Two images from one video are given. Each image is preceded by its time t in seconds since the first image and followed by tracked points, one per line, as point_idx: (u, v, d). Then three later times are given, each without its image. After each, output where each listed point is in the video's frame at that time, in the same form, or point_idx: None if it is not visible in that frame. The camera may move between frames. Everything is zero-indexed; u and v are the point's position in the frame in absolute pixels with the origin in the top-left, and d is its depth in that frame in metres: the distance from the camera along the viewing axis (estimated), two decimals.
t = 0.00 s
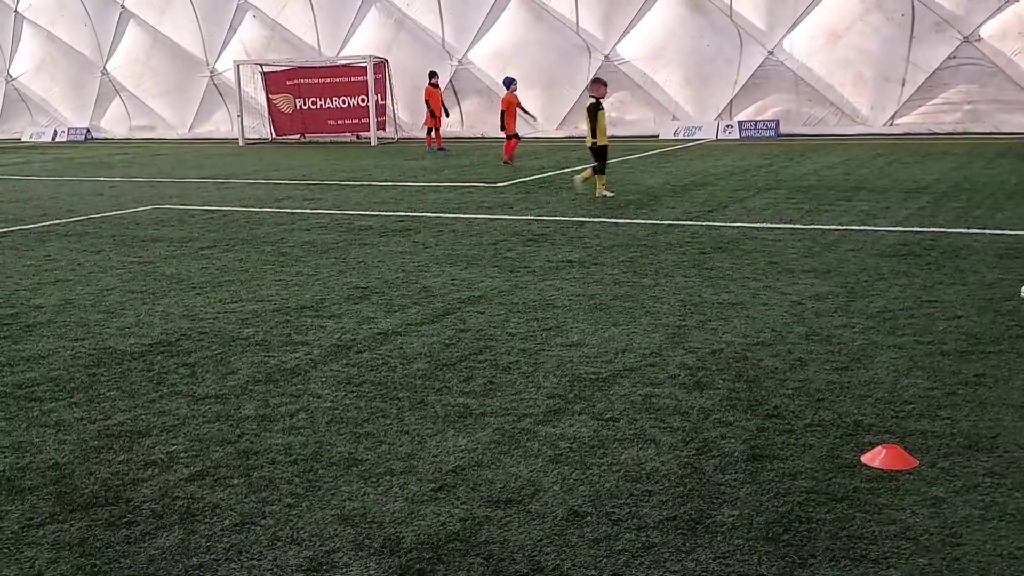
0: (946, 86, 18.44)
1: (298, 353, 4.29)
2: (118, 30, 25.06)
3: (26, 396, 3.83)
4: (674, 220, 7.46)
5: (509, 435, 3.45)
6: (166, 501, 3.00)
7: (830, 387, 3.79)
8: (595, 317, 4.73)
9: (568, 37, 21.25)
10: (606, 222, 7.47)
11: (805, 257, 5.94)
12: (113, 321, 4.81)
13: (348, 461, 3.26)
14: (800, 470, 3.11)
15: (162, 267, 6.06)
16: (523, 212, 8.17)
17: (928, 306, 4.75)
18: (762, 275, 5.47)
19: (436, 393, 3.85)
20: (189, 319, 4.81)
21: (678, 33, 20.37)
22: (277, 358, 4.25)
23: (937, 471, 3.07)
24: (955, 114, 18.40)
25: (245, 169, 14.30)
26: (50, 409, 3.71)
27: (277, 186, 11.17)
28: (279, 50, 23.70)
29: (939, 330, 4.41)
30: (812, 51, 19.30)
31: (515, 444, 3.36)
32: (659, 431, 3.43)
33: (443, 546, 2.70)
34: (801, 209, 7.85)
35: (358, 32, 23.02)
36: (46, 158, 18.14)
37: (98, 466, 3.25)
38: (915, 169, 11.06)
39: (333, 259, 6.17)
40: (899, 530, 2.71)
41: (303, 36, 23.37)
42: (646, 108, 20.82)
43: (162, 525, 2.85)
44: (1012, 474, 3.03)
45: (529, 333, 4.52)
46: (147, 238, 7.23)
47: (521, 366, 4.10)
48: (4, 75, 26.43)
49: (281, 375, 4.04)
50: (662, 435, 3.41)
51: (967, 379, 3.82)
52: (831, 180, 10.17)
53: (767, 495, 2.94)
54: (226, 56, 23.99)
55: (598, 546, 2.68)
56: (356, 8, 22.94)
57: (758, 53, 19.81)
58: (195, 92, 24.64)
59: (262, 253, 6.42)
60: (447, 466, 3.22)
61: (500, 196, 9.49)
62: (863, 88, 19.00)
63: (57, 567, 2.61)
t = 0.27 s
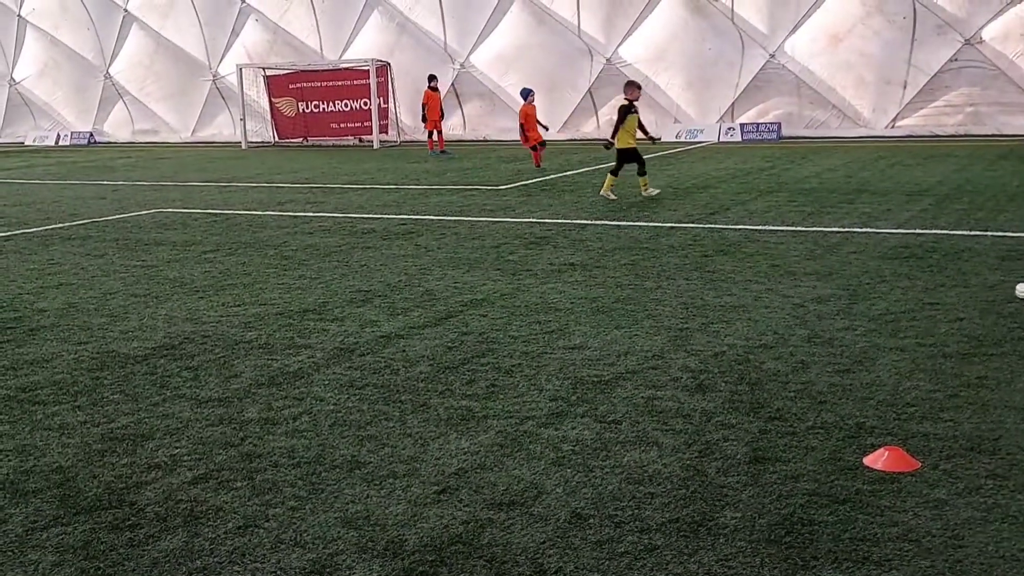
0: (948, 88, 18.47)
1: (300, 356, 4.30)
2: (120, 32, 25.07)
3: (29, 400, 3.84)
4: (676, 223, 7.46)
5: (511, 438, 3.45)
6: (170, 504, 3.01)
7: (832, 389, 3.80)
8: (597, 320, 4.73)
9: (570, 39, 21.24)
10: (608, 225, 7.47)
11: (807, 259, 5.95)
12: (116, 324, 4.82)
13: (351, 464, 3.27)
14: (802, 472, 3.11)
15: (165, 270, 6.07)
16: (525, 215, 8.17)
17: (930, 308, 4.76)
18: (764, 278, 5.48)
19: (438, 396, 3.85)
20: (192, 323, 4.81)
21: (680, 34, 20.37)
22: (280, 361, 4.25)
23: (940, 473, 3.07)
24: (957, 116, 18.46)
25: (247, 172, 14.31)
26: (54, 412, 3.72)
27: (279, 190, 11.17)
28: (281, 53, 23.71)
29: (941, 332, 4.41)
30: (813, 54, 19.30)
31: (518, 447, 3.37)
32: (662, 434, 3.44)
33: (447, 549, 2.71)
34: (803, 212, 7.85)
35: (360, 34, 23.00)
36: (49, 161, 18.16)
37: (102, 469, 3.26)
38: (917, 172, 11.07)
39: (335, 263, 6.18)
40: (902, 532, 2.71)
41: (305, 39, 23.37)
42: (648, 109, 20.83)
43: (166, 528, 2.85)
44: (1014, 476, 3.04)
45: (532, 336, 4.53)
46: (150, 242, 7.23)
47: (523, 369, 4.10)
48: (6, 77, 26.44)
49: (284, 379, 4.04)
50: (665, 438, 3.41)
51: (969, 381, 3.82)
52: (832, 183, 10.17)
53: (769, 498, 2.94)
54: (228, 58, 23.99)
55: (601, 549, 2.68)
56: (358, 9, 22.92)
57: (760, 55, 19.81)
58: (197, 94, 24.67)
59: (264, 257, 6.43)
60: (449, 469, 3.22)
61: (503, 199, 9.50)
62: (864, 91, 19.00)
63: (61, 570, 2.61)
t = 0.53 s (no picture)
0: (951, 89, 18.46)
1: (303, 358, 4.30)
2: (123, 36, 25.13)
3: (32, 401, 3.84)
4: (678, 224, 7.46)
5: (514, 439, 3.45)
6: (172, 505, 3.01)
7: (835, 390, 3.79)
8: (599, 321, 4.73)
9: (573, 41, 21.25)
10: (610, 225, 7.47)
11: (810, 260, 5.94)
12: (119, 325, 4.82)
13: (353, 465, 3.27)
14: (805, 473, 3.10)
15: (168, 272, 6.08)
16: (527, 216, 8.17)
17: (934, 309, 4.75)
18: (767, 279, 5.47)
19: (441, 398, 3.85)
20: (195, 324, 4.82)
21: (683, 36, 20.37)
22: (282, 362, 4.26)
23: (943, 474, 3.06)
24: (961, 117, 18.44)
25: (250, 174, 14.34)
26: (57, 414, 3.72)
27: (282, 191, 11.19)
28: (284, 55, 23.73)
29: (944, 333, 4.40)
30: (817, 54, 19.26)
31: (520, 448, 3.36)
32: (665, 435, 3.43)
33: (449, 550, 2.70)
34: (806, 213, 7.84)
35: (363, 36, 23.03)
36: (53, 163, 18.20)
37: (105, 471, 3.26)
38: (920, 173, 11.04)
39: (338, 264, 6.18)
40: (905, 533, 2.71)
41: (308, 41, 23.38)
42: (651, 112, 20.84)
43: (169, 530, 2.85)
44: (1018, 477, 3.03)
45: (534, 337, 4.53)
46: (153, 243, 7.25)
47: (525, 370, 4.10)
48: (10, 80, 26.50)
49: (286, 380, 4.04)
50: (667, 439, 3.40)
51: (973, 382, 3.82)
52: (835, 183, 10.15)
53: (773, 499, 2.94)
54: (232, 61, 24.03)
55: (604, 550, 2.67)
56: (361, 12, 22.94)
57: (763, 57, 19.80)
58: (201, 97, 24.72)
59: (267, 258, 6.44)
60: (452, 470, 3.22)
61: (505, 200, 9.51)
62: (868, 91, 18.98)
63: (63, 572, 2.61)
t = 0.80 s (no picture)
0: (955, 91, 18.42)
1: (307, 361, 4.31)
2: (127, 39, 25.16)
3: (36, 405, 3.85)
4: (682, 227, 7.45)
5: (518, 442, 3.45)
6: (177, 509, 3.01)
7: (839, 393, 3.78)
8: (603, 324, 4.72)
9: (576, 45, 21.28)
10: (614, 229, 7.46)
11: (814, 262, 5.94)
12: (123, 329, 4.83)
13: (357, 469, 3.27)
14: (810, 476, 3.10)
15: (172, 275, 6.09)
16: (531, 219, 8.17)
17: (938, 311, 4.74)
18: (770, 282, 5.47)
19: (444, 401, 3.85)
20: (199, 328, 4.82)
21: (686, 38, 20.37)
22: (286, 365, 4.26)
23: (948, 477, 3.06)
24: (965, 120, 18.38)
25: (253, 177, 14.36)
26: (61, 418, 3.72)
27: (286, 195, 11.19)
28: (287, 58, 23.77)
29: (949, 335, 4.40)
30: (820, 59, 19.27)
31: (524, 452, 3.36)
32: (668, 438, 3.43)
33: (453, 554, 2.70)
34: (810, 215, 7.84)
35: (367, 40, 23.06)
36: (57, 167, 18.23)
37: (109, 475, 3.26)
38: (924, 175, 11.02)
39: (342, 267, 6.18)
40: (910, 537, 2.70)
41: (312, 45, 23.41)
42: (655, 114, 20.83)
43: (173, 534, 2.85)
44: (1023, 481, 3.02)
45: (538, 340, 4.53)
46: (157, 246, 7.25)
47: (529, 373, 4.10)
48: (15, 84, 26.57)
49: (290, 384, 4.04)
50: (672, 443, 3.40)
51: (978, 385, 3.81)
52: (840, 186, 10.13)
53: (778, 502, 2.93)
54: (236, 64, 24.07)
55: (608, 553, 2.67)
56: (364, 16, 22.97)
57: (767, 59, 19.80)
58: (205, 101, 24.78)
59: (271, 261, 6.44)
60: (456, 474, 3.22)
61: (509, 203, 9.50)
62: (871, 95, 18.96)
63: None
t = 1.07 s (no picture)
0: (960, 93, 18.39)
1: (312, 364, 4.30)
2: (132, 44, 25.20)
3: (41, 408, 3.84)
4: (686, 229, 7.44)
5: (523, 445, 3.44)
6: (181, 512, 3.00)
7: (844, 396, 3.77)
8: (607, 327, 4.72)
9: (581, 47, 21.31)
10: (618, 231, 7.45)
11: (819, 265, 5.92)
12: (128, 333, 4.83)
13: (362, 472, 3.26)
14: (816, 479, 3.09)
15: (176, 279, 6.09)
16: (535, 222, 8.16)
17: (943, 313, 4.73)
18: (775, 284, 5.46)
19: (449, 403, 3.84)
20: (204, 331, 4.82)
21: (690, 42, 20.38)
22: (290, 369, 4.26)
23: (954, 480, 3.04)
24: (969, 122, 18.34)
25: (257, 181, 14.35)
26: (66, 421, 3.72)
27: (289, 199, 11.18)
28: (291, 62, 23.80)
29: (955, 337, 4.38)
30: (824, 60, 19.29)
31: (529, 455, 3.36)
32: (674, 441, 3.42)
33: (458, 557, 2.70)
34: (815, 218, 7.83)
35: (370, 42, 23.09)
36: (61, 172, 18.26)
37: (114, 478, 3.26)
38: (929, 177, 10.99)
39: (347, 270, 6.18)
40: (916, 539, 2.69)
41: (316, 46, 23.42)
42: (658, 118, 20.83)
43: (177, 537, 2.85)
44: None
45: (542, 342, 4.52)
46: (162, 250, 7.25)
47: (533, 376, 4.09)
48: (20, 89, 26.64)
49: (295, 387, 4.04)
50: (677, 445, 3.39)
51: (984, 387, 3.79)
52: (843, 188, 10.10)
53: (783, 504, 2.93)
54: (240, 67, 24.12)
55: (613, 556, 2.67)
56: (368, 20, 23.00)
57: (771, 62, 19.81)
58: (209, 106, 24.83)
59: (275, 265, 6.43)
60: (461, 477, 3.21)
61: (512, 206, 9.49)
62: (876, 96, 18.95)
63: None
